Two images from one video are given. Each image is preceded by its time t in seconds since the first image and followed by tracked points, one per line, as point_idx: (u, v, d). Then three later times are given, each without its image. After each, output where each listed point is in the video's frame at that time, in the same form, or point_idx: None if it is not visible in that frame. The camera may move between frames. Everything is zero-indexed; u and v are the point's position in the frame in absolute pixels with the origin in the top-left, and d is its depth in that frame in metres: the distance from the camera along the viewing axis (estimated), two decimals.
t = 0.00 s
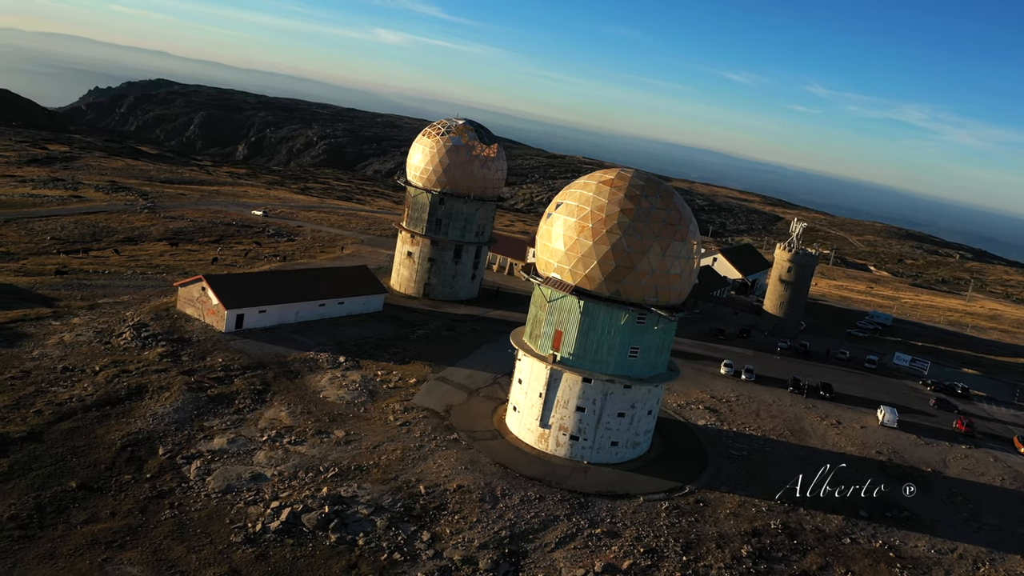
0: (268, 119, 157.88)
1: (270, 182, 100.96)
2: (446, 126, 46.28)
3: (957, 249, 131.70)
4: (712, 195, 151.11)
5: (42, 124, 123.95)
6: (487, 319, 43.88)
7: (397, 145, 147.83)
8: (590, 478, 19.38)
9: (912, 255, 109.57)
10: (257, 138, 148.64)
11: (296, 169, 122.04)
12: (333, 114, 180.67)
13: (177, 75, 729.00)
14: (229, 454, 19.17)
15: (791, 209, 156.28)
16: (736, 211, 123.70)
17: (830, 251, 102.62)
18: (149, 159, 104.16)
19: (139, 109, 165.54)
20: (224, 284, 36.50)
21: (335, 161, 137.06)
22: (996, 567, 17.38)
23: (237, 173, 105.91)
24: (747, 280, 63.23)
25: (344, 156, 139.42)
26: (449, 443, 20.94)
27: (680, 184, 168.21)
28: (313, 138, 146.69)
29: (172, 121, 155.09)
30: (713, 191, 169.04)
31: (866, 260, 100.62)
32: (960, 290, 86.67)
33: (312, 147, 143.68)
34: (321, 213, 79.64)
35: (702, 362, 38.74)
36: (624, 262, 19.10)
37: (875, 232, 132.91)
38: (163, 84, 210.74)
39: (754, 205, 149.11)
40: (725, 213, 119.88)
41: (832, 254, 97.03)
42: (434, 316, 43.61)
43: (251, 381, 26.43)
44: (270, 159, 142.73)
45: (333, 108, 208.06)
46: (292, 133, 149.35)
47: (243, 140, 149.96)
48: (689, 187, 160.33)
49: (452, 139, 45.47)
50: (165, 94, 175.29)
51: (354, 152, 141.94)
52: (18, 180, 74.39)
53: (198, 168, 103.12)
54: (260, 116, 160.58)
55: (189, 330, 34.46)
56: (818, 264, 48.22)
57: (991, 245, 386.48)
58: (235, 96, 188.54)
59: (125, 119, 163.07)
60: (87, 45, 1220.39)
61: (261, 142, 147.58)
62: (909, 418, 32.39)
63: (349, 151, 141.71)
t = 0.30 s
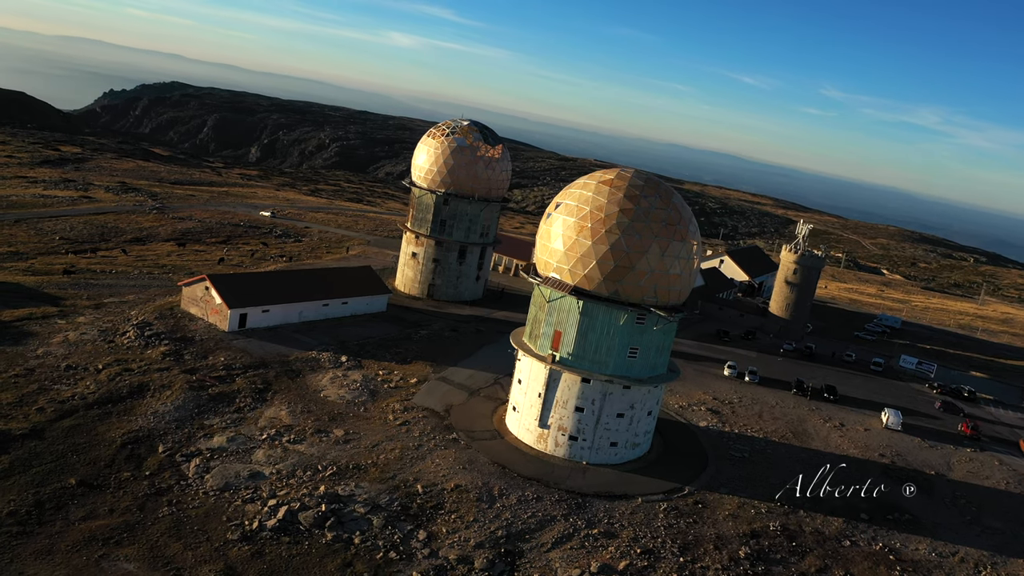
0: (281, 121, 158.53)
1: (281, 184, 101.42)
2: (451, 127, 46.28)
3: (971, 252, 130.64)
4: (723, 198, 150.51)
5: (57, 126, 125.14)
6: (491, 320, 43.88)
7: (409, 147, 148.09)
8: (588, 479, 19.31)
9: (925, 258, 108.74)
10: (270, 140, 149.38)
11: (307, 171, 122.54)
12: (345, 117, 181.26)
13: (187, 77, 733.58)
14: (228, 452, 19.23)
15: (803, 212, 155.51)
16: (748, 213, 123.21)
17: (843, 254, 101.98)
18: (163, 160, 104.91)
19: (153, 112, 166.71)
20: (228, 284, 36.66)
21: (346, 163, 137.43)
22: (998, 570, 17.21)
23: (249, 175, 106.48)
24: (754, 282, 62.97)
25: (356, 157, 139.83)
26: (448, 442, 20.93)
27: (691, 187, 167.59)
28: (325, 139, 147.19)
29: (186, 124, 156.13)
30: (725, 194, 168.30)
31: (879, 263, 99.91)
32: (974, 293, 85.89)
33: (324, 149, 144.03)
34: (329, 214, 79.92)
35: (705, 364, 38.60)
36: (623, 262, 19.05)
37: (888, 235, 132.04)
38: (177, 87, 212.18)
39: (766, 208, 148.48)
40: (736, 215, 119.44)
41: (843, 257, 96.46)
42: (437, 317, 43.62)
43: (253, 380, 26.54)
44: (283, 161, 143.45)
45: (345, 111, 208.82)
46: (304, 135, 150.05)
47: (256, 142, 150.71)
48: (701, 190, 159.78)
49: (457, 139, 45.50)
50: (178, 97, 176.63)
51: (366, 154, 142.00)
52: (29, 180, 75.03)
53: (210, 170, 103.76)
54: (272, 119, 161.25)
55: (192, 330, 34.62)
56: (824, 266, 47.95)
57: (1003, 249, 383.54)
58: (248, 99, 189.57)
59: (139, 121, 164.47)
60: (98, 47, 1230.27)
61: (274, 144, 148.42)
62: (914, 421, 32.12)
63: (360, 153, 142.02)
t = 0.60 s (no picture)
0: (294, 124, 159.26)
1: (292, 185, 101.87)
2: (456, 128, 46.29)
3: (986, 256, 129.54)
4: (736, 200, 149.85)
5: (72, 128, 126.30)
6: (494, 321, 43.87)
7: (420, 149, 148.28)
8: (586, 479, 19.27)
9: (939, 262, 107.94)
10: (283, 142, 150.11)
11: (319, 173, 122.97)
12: (357, 119, 181.90)
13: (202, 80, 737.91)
14: (228, 450, 19.29)
15: (816, 215, 154.80)
16: (761, 216, 122.72)
17: (857, 258, 101.22)
18: (175, 162, 105.64)
19: (167, 114, 167.89)
20: (233, 283, 36.85)
21: (358, 165, 137.74)
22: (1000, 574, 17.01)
23: (260, 176, 107.01)
24: (761, 284, 62.70)
25: (368, 159, 140.21)
26: (447, 442, 20.92)
27: (703, 189, 166.95)
28: (338, 142, 147.69)
29: (200, 126, 157.14)
30: (738, 196, 167.47)
31: (892, 267, 99.29)
32: (987, 297, 85.14)
33: (336, 151, 144.47)
34: (336, 215, 80.18)
35: (709, 365, 38.46)
36: (622, 262, 18.99)
37: (902, 238, 131.20)
38: (191, 89, 213.55)
39: (779, 211, 147.84)
40: (749, 218, 119.00)
41: (855, 260, 95.93)
42: (441, 317, 43.63)
43: (254, 379, 26.61)
44: (295, 163, 144.05)
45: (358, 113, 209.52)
46: (316, 137, 150.69)
47: (269, 145, 151.49)
48: (714, 192, 159.10)
49: (461, 140, 45.54)
50: (192, 99, 177.81)
51: (379, 156, 142.17)
52: (41, 181, 75.67)
53: (222, 172, 104.38)
54: (285, 121, 162.04)
55: (196, 329, 34.79)
56: (830, 268, 47.62)
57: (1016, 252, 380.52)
58: (261, 101, 190.51)
59: (154, 124, 165.90)
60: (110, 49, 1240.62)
61: (287, 146, 149.18)
62: (919, 424, 31.85)
63: (372, 155, 142.34)
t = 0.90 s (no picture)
0: (306, 126, 159.84)
1: (301, 187, 102.23)
2: (461, 129, 46.30)
3: (1002, 259, 128.53)
4: (747, 203, 149.24)
5: (86, 130, 127.37)
6: (498, 321, 43.88)
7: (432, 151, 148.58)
8: (585, 479, 19.21)
9: (954, 265, 107.08)
10: (295, 144, 150.72)
11: (329, 175, 123.44)
12: (370, 121, 182.38)
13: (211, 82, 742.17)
14: (227, 448, 19.34)
15: (829, 218, 154.02)
16: (773, 219, 122.30)
17: (869, 261, 100.50)
18: (187, 163, 106.26)
19: (180, 116, 168.98)
20: (237, 282, 36.99)
21: (370, 167, 138.01)
22: None
23: (271, 178, 107.47)
24: (768, 286, 62.44)
25: (379, 161, 140.48)
26: (445, 441, 20.92)
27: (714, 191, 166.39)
28: (349, 144, 148.13)
29: (213, 128, 158.09)
30: (749, 199, 166.72)
31: (904, 270, 98.65)
32: (1001, 301, 84.43)
33: (348, 153, 144.94)
34: (344, 216, 80.39)
35: (713, 366, 38.33)
36: (621, 262, 18.94)
37: (916, 242, 130.29)
38: (204, 91, 214.70)
39: (791, 214, 147.31)
40: (761, 221, 118.62)
41: (867, 264, 95.40)
42: (444, 318, 43.65)
43: (255, 378, 26.70)
44: (307, 165, 144.51)
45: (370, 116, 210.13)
46: (328, 140, 151.20)
47: (281, 147, 152.18)
48: (725, 195, 158.52)
49: (465, 140, 45.53)
50: (206, 101, 178.92)
51: (390, 158, 142.49)
52: (53, 182, 76.26)
53: (233, 174, 104.91)
54: (298, 123, 162.68)
55: (199, 328, 34.94)
56: (836, 269, 47.34)
57: None
58: (273, 103, 191.38)
59: (167, 126, 167.07)
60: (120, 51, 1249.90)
61: (299, 148, 149.79)
62: (925, 427, 31.58)
63: (384, 157, 142.66)
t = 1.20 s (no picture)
0: (319, 128, 160.44)
1: (312, 188, 102.64)
2: (466, 129, 46.32)
3: (1018, 263, 127.28)
4: (759, 205, 148.60)
5: (101, 132, 128.33)
6: (501, 322, 43.87)
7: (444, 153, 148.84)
8: (584, 479, 19.15)
9: (968, 269, 106.13)
10: (308, 146, 151.25)
11: (341, 177, 123.86)
12: (383, 123, 183.00)
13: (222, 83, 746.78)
14: (227, 446, 19.42)
15: (843, 221, 153.12)
16: (786, 222, 121.71)
17: (882, 264, 99.79)
18: (199, 165, 106.86)
19: (195, 118, 170.15)
20: (241, 282, 37.14)
21: (382, 169, 138.37)
22: None
23: (283, 180, 107.95)
24: (776, 288, 62.11)
25: (391, 163, 140.82)
26: (445, 440, 20.93)
27: (726, 194, 165.82)
28: (362, 146, 148.64)
29: (227, 130, 159.05)
30: (762, 201, 165.99)
31: (918, 273, 97.86)
32: (1016, 304, 83.57)
33: (361, 155, 145.37)
34: (352, 217, 80.60)
35: (717, 368, 38.17)
36: (619, 262, 18.90)
37: (931, 245, 129.29)
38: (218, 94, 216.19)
39: (804, 216, 146.55)
40: (773, 224, 118.09)
41: (880, 267, 94.76)
42: (448, 318, 43.67)
43: (257, 377, 26.80)
44: (320, 167, 144.97)
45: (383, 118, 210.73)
46: (341, 142, 151.75)
47: (295, 149, 152.83)
48: (737, 197, 157.87)
49: (470, 141, 45.60)
50: (219, 103, 179.80)
51: (402, 161, 142.86)
52: (65, 183, 76.89)
53: (245, 175, 105.45)
54: (311, 125, 163.27)
55: (203, 327, 35.11)
56: (843, 271, 47.06)
57: None
58: (286, 105, 192.35)
59: (182, 128, 168.32)
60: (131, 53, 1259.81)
61: (311, 150, 150.30)
62: (929, 429, 31.35)
63: (397, 159, 143.10)
